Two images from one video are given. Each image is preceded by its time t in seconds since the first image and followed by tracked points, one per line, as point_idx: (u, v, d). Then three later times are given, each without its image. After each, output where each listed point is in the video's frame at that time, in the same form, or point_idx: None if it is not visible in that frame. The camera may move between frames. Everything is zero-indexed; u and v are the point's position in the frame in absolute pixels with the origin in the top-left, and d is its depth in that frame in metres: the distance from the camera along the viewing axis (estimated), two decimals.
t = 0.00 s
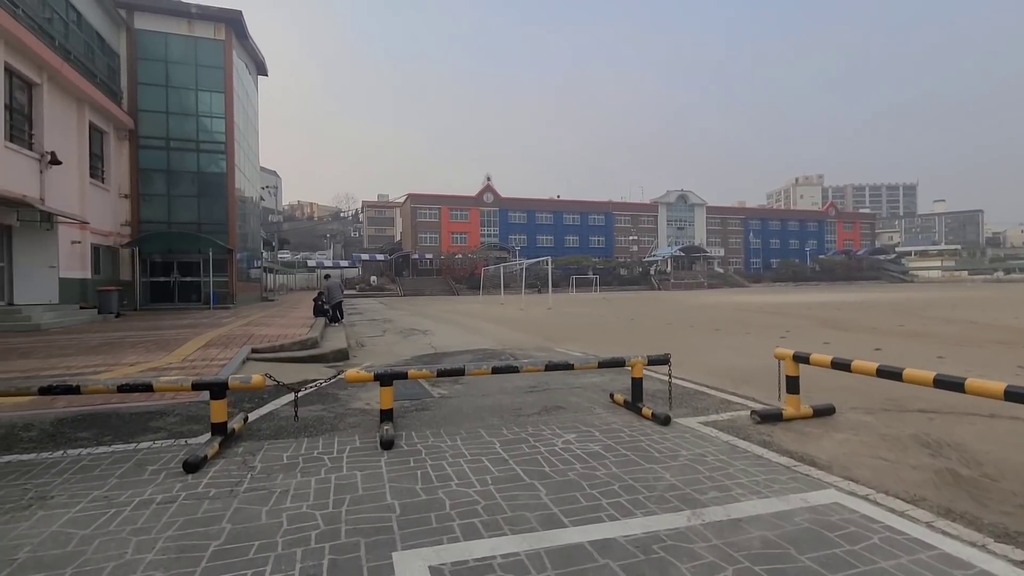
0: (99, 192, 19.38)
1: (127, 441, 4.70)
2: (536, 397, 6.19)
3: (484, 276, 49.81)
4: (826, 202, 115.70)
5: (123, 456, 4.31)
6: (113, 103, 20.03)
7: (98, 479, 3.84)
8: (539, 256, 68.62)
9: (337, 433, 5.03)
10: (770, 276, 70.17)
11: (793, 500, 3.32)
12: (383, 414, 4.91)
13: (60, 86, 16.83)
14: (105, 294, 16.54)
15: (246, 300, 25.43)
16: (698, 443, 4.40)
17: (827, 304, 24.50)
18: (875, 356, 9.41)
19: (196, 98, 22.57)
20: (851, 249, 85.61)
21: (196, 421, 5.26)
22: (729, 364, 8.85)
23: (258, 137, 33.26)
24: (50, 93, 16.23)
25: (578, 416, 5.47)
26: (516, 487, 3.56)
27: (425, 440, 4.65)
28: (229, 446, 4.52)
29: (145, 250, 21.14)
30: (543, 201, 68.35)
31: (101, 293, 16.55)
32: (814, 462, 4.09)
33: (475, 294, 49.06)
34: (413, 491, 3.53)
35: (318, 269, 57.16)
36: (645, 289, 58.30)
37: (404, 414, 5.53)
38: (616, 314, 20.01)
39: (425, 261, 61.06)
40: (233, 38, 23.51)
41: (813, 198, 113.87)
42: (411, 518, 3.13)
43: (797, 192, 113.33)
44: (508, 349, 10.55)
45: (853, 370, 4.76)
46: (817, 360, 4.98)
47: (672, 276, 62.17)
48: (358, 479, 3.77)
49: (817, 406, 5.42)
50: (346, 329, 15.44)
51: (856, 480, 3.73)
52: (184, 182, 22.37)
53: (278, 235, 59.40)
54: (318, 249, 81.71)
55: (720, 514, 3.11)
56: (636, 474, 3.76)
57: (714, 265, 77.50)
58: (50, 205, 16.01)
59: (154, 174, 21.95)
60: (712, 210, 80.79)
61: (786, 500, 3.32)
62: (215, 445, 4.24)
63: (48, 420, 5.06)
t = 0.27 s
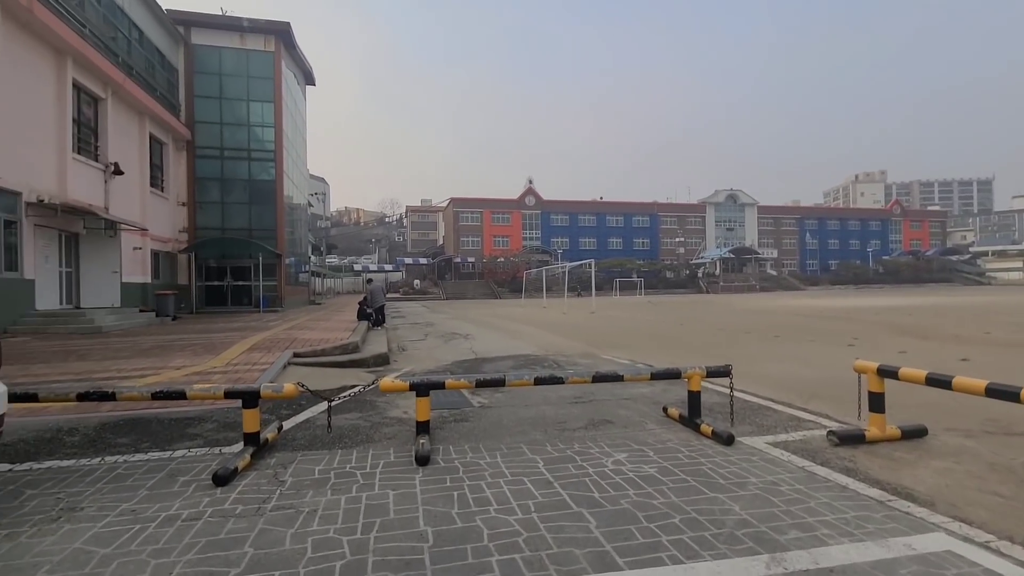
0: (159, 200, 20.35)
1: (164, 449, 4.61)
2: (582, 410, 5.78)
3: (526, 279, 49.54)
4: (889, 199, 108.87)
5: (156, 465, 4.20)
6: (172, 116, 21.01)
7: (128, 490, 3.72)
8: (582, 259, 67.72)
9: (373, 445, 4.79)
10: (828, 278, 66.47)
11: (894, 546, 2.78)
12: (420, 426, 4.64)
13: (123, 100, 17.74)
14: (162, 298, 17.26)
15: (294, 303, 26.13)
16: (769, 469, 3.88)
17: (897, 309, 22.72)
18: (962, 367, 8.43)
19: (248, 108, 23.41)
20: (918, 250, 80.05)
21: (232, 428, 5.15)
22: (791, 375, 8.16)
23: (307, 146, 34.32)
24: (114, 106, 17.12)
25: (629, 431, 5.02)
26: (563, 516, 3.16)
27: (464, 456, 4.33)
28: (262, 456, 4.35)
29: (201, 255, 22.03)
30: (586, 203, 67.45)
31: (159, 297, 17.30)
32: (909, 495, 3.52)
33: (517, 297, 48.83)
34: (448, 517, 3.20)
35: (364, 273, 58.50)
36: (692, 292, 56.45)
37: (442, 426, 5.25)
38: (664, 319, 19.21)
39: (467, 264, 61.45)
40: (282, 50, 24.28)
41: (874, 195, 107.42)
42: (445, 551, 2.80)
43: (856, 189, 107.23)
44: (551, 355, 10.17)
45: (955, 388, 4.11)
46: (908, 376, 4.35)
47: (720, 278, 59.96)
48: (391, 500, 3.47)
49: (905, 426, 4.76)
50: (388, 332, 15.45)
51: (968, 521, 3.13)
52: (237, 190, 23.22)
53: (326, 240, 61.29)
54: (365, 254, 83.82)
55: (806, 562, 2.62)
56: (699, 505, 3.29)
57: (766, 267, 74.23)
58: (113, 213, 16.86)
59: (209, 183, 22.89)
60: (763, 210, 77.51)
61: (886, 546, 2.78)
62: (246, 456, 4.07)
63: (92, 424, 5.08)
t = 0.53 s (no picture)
0: (201, 200, 20.93)
1: (181, 451, 4.46)
2: (619, 422, 5.36)
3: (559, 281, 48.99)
4: (944, 202, 103.05)
5: (171, 469, 4.03)
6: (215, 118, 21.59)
7: (138, 496, 3.53)
8: (616, 262, 66.62)
9: (394, 453, 4.51)
10: (877, 285, 63.26)
11: None
12: (444, 436, 4.33)
13: (169, 103, 18.30)
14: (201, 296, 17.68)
15: (328, 302, 26.48)
16: (838, 501, 3.39)
17: (958, 318, 21.17)
18: None
19: (287, 111, 23.86)
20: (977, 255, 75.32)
21: (253, 430, 4.98)
22: (847, 388, 7.51)
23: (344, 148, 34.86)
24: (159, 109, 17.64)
25: (671, 448, 4.59)
26: (600, 549, 2.78)
27: (490, 471, 3.99)
28: (278, 463, 4.13)
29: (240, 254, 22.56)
30: (620, 205, 66.33)
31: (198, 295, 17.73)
32: (1012, 539, 2.98)
33: (549, 300, 48.35)
34: (471, 544, 2.87)
35: (398, 274, 59.16)
36: (730, 297, 54.69)
37: (468, 436, 4.93)
38: (702, 324, 18.45)
39: (499, 266, 61.38)
40: (320, 53, 24.64)
41: (928, 197, 101.87)
42: None
43: (908, 191, 101.99)
44: (584, 361, 9.75)
45: None
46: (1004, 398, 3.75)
47: (761, 283, 57.89)
48: (409, 520, 3.17)
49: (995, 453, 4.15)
50: (418, 334, 15.32)
51: None
52: (275, 191, 23.68)
53: (361, 241, 62.35)
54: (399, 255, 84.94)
55: None
56: (759, 541, 2.85)
57: (810, 272, 71.27)
58: (157, 213, 17.39)
59: (249, 184, 23.44)
60: (807, 213, 74.52)
61: None
62: (260, 463, 3.85)
63: (115, 423, 4.99)
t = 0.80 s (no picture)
0: (206, 196, 20.80)
1: (158, 458, 4.16)
2: (628, 435, 5.02)
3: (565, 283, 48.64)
4: (957, 210, 101.74)
5: (144, 480, 3.73)
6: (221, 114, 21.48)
7: (103, 510, 3.24)
8: (623, 265, 66.15)
9: (385, 465, 4.20)
10: (888, 292, 62.42)
11: None
12: (439, 448, 4.02)
13: (175, 98, 18.15)
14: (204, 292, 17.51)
15: (332, 301, 26.29)
16: (873, 535, 3.04)
17: (975, 328, 20.64)
18: None
19: (293, 107, 23.69)
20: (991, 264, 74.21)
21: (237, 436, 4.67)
22: (866, 400, 7.14)
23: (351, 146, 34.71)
24: (165, 104, 17.50)
25: (684, 465, 4.24)
26: None
27: (487, 489, 3.67)
28: (259, 475, 3.82)
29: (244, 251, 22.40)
30: (628, 207, 65.86)
31: (200, 291, 17.57)
32: None
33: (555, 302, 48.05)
34: None
35: (403, 274, 59.00)
36: (738, 302, 54.10)
37: (465, 447, 4.61)
38: (711, 330, 18.08)
39: (505, 267, 61.12)
40: (328, 50, 24.46)
41: (941, 205, 100.64)
42: None
43: (920, 198, 100.78)
44: (590, 366, 9.42)
45: None
46: None
47: (770, 289, 57.24)
48: (394, 546, 2.86)
49: None
50: (421, 334, 15.03)
51: None
52: (280, 188, 23.52)
53: (368, 240, 62.28)
54: (405, 255, 84.87)
55: None
56: None
57: (819, 278, 70.48)
58: (161, 208, 17.24)
59: (254, 181, 23.30)
60: (817, 218, 73.76)
61: None
62: (238, 476, 3.54)
63: (92, 425, 4.70)
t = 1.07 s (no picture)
0: (229, 198, 21.05)
1: (155, 465, 3.97)
2: (652, 447, 4.65)
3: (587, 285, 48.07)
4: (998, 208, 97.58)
5: (136, 489, 3.54)
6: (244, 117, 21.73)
7: (88, 524, 3.04)
8: (645, 266, 65.18)
9: (391, 477, 3.92)
10: (924, 294, 60.08)
11: None
12: (447, 460, 3.73)
13: (198, 100, 18.38)
14: (225, 292, 17.66)
15: (353, 302, 26.38)
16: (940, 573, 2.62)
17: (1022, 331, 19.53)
18: None
19: (315, 109, 23.83)
20: None
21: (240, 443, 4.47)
22: (913, 411, 6.59)
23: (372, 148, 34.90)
24: (188, 106, 17.71)
25: (716, 483, 3.86)
26: None
27: (498, 507, 3.36)
28: (256, 486, 3.59)
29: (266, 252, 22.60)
30: (651, 207, 64.85)
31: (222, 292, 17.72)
32: None
33: (576, 303, 47.56)
34: None
35: (425, 275, 59.19)
36: (766, 304, 52.68)
37: (477, 458, 4.31)
38: (738, 332, 17.45)
39: (526, 268, 60.81)
40: (349, 51, 24.55)
41: (981, 203, 96.63)
42: None
43: (958, 196, 96.90)
44: (611, 370, 9.04)
45: None
46: None
47: (799, 290, 55.61)
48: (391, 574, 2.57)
49: None
50: (439, 336, 14.83)
51: None
52: (302, 189, 23.68)
53: (390, 241, 62.68)
54: (426, 256, 85.30)
55: None
56: None
57: (850, 279, 68.27)
58: (184, 209, 17.45)
59: (276, 182, 23.52)
60: (848, 217, 71.52)
61: None
62: (232, 488, 3.31)
63: (93, 430, 4.56)
